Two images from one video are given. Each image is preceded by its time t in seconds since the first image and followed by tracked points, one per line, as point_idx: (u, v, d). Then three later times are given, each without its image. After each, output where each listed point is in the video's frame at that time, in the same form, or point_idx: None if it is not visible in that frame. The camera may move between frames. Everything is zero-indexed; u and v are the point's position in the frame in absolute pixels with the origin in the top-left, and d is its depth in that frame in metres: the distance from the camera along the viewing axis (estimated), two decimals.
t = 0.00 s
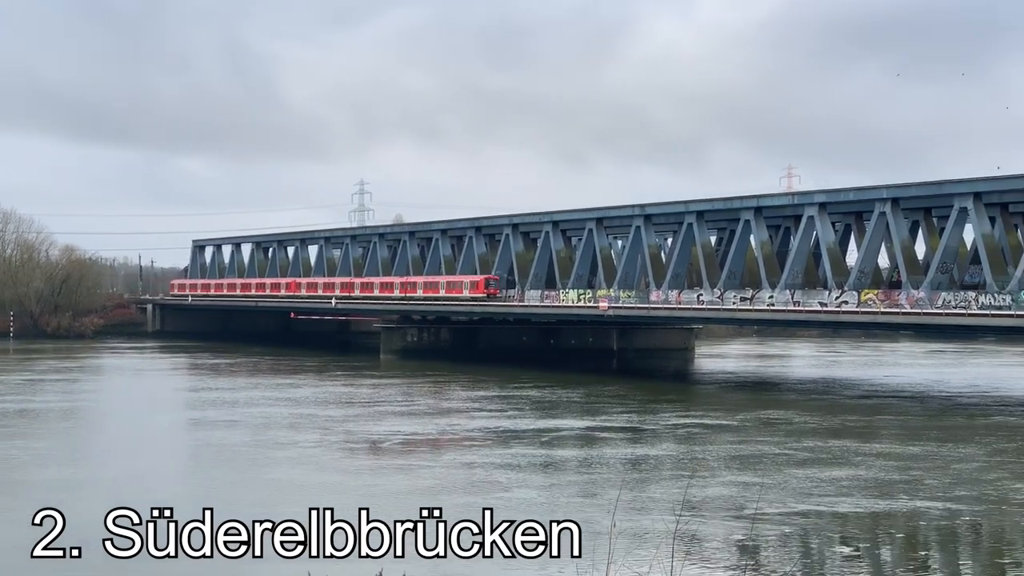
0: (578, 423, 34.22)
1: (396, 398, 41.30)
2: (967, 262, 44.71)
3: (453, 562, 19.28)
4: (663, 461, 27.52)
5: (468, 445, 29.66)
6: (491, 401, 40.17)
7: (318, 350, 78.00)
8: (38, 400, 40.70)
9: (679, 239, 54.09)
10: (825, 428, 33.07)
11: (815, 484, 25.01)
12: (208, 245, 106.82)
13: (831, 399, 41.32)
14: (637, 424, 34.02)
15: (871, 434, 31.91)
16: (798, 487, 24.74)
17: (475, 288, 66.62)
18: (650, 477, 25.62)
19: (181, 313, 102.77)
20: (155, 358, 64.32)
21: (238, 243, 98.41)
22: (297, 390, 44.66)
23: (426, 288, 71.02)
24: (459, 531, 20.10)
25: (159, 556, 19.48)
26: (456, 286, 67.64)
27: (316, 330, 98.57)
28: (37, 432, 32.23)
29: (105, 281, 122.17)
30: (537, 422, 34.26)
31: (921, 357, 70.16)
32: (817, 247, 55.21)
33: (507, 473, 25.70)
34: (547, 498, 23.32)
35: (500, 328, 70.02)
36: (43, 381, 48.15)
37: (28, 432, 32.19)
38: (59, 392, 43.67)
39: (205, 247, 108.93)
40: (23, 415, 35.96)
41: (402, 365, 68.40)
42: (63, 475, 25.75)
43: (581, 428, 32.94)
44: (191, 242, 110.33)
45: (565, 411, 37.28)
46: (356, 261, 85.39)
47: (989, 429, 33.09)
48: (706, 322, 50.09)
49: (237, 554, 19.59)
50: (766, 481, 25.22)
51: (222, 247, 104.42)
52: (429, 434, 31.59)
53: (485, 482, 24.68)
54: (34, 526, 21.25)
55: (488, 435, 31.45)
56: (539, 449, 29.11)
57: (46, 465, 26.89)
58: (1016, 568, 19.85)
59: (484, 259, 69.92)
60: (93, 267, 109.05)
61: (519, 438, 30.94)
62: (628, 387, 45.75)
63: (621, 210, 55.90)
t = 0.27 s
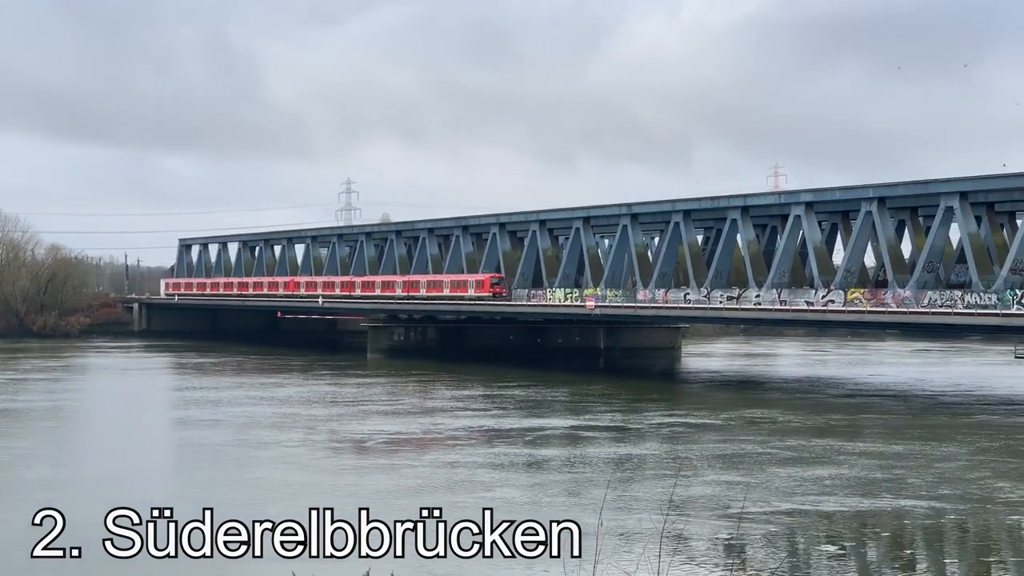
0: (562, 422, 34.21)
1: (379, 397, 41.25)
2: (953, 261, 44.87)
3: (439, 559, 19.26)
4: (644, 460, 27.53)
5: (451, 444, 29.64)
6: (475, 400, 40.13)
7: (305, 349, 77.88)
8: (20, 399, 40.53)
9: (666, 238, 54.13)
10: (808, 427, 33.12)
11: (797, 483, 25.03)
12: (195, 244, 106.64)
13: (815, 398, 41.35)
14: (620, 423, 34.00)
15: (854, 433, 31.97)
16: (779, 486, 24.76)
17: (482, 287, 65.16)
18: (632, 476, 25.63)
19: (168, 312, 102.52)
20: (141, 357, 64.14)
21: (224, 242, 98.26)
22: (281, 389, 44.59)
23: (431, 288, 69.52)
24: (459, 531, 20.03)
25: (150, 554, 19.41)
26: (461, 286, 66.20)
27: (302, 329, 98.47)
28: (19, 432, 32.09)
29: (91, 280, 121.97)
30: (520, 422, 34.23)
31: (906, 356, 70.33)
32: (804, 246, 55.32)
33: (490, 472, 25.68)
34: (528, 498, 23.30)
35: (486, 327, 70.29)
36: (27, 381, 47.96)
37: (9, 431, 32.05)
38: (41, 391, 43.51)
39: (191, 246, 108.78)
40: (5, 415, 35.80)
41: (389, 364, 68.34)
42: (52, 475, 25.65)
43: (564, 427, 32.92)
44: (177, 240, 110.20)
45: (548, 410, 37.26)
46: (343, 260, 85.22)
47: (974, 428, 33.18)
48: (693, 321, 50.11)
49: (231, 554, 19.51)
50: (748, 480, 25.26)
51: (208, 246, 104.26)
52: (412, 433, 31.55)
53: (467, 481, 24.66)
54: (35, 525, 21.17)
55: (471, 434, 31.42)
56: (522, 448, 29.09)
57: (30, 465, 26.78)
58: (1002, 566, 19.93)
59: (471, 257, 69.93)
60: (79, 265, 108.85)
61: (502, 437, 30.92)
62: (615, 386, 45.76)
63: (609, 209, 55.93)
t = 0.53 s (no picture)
0: (546, 421, 34.21)
1: (364, 396, 41.21)
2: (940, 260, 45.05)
3: (426, 559, 19.25)
4: (628, 458, 27.54)
5: (434, 443, 29.63)
6: (461, 399, 40.11)
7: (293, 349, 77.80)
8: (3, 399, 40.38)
9: (654, 237, 54.20)
10: (792, 425, 33.16)
11: (780, 481, 25.05)
12: (182, 242, 106.42)
13: (801, 397, 41.41)
14: (605, 421, 34.01)
15: (837, 431, 32.03)
16: (763, 485, 24.78)
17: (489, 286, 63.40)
18: (616, 475, 25.64)
19: (156, 311, 102.30)
20: (127, 356, 63.96)
21: (212, 240, 98.07)
22: (267, 388, 44.51)
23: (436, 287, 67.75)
24: (459, 531, 20.00)
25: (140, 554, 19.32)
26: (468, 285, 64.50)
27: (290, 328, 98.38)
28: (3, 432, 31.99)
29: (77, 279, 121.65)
30: (505, 420, 34.24)
31: (892, 355, 70.46)
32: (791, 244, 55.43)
33: (474, 471, 25.68)
34: (512, 497, 23.32)
35: (475, 326, 70.41)
36: (12, 380, 47.80)
37: None
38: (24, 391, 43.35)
39: (179, 245, 108.58)
40: None
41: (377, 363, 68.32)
42: (37, 475, 25.53)
43: (549, 426, 32.92)
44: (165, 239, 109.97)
45: (532, 409, 37.26)
46: (331, 258, 85.10)
47: (959, 426, 33.26)
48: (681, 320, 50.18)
49: (218, 552, 19.45)
50: (732, 479, 25.27)
51: (196, 245, 104.08)
52: (397, 432, 31.54)
53: (451, 480, 24.67)
54: (33, 525, 21.08)
55: (456, 433, 31.42)
56: (506, 447, 29.09)
57: (15, 465, 26.69)
58: (988, 564, 19.99)
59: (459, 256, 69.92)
60: (66, 264, 108.62)
61: (486, 436, 30.93)
62: (602, 385, 45.74)
63: (597, 208, 55.94)
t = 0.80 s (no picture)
0: (529, 419, 34.17)
1: (348, 395, 41.14)
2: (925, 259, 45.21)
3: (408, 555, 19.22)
4: (610, 457, 27.52)
5: (416, 442, 29.59)
6: (444, 398, 40.09)
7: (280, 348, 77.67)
8: None
9: (641, 235, 54.20)
10: (776, 424, 33.17)
11: (763, 480, 25.05)
12: (168, 241, 106.17)
13: (784, 395, 41.46)
14: (588, 420, 33.99)
15: (820, 430, 32.06)
16: (746, 484, 24.78)
17: (496, 285, 61.75)
18: (599, 474, 25.63)
19: (142, 309, 101.90)
20: (112, 355, 63.73)
21: (198, 238, 97.84)
22: (250, 387, 44.38)
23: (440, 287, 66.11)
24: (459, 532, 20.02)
25: (124, 553, 19.25)
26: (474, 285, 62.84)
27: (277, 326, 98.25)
28: None
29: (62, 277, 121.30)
30: (487, 419, 34.23)
31: (877, 353, 70.60)
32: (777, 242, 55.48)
33: (457, 470, 25.68)
34: (494, 496, 23.29)
35: (462, 325, 70.48)
36: None
37: None
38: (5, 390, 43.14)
39: (165, 243, 108.34)
40: None
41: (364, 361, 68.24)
42: (21, 475, 25.40)
43: (532, 425, 32.90)
44: (151, 238, 109.72)
45: (515, 407, 37.22)
46: (318, 257, 84.97)
47: (943, 425, 33.31)
48: (667, 318, 50.19)
49: (203, 552, 19.38)
50: (715, 478, 25.25)
51: (182, 243, 103.85)
52: (380, 431, 31.52)
53: (433, 479, 24.64)
54: (26, 526, 21.04)
55: (439, 432, 31.41)
56: (487, 446, 29.07)
57: None
58: (973, 562, 20.03)
59: (445, 255, 69.88)
60: (51, 262, 108.36)
61: (470, 435, 30.92)
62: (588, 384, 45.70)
63: (584, 207, 55.91)
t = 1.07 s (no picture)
0: (511, 418, 34.17)
1: (330, 394, 41.08)
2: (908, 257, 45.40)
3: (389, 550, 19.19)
4: (591, 456, 27.52)
5: (398, 440, 29.58)
6: (428, 397, 40.06)
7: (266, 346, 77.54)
8: None
9: (626, 234, 54.30)
10: (757, 423, 33.22)
11: (745, 479, 25.07)
12: (152, 239, 105.85)
13: (768, 394, 41.53)
14: (570, 419, 34.00)
15: (801, 428, 32.12)
16: (727, 482, 24.79)
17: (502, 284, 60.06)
18: (580, 472, 25.63)
19: (125, 308, 101.22)
20: (96, 354, 63.47)
21: (182, 237, 97.57)
22: (233, 386, 44.25)
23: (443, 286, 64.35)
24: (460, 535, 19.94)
25: (105, 550, 19.21)
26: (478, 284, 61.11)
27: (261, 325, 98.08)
28: None
29: (45, 276, 120.79)
30: (469, 418, 34.23)
31: (860, 352, 70.84)
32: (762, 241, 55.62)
33: (439, 469, 25.67)
34: (473, 494, 23.27)
35: (447, 323, 70.45)
36: None
37: None
38: None
39: (148, 241, 108.01)
40: None
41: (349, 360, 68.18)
42: (2, 474, 25.31)
43: (514, 423, 32.93)
44: (134, 236, 109.39)
45: (496, 406, 37.22)
46: (303, 256, 84.84)
47: (925, 423, 33.41)
48: (652, 317, 50.26)
49: (183, 550, 19.29)
50: (697, 476, 25.27)
51: (166, 242, 103.56)
52: (362, 430, 31.50)
53: (414, 477, 24.63)
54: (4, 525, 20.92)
55: (421, 431, 31.41)
56: (469, 445, 29.08)
57: None
58: (956, 560, 20.09)
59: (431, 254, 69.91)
60: (33, 261, 107.95)
61: (451, 433, 30.92)
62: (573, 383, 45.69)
63: (569, 205, 55.98)
